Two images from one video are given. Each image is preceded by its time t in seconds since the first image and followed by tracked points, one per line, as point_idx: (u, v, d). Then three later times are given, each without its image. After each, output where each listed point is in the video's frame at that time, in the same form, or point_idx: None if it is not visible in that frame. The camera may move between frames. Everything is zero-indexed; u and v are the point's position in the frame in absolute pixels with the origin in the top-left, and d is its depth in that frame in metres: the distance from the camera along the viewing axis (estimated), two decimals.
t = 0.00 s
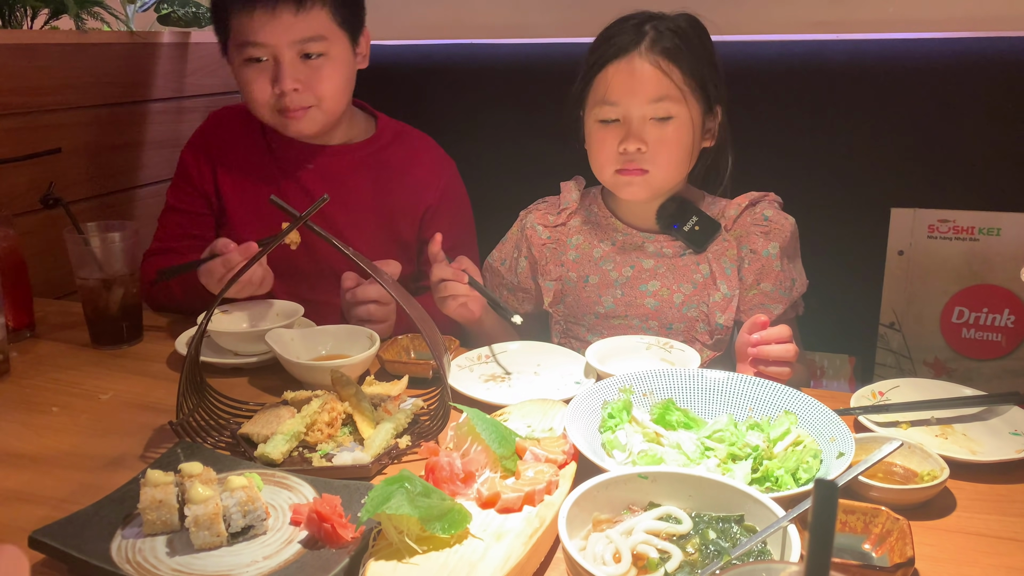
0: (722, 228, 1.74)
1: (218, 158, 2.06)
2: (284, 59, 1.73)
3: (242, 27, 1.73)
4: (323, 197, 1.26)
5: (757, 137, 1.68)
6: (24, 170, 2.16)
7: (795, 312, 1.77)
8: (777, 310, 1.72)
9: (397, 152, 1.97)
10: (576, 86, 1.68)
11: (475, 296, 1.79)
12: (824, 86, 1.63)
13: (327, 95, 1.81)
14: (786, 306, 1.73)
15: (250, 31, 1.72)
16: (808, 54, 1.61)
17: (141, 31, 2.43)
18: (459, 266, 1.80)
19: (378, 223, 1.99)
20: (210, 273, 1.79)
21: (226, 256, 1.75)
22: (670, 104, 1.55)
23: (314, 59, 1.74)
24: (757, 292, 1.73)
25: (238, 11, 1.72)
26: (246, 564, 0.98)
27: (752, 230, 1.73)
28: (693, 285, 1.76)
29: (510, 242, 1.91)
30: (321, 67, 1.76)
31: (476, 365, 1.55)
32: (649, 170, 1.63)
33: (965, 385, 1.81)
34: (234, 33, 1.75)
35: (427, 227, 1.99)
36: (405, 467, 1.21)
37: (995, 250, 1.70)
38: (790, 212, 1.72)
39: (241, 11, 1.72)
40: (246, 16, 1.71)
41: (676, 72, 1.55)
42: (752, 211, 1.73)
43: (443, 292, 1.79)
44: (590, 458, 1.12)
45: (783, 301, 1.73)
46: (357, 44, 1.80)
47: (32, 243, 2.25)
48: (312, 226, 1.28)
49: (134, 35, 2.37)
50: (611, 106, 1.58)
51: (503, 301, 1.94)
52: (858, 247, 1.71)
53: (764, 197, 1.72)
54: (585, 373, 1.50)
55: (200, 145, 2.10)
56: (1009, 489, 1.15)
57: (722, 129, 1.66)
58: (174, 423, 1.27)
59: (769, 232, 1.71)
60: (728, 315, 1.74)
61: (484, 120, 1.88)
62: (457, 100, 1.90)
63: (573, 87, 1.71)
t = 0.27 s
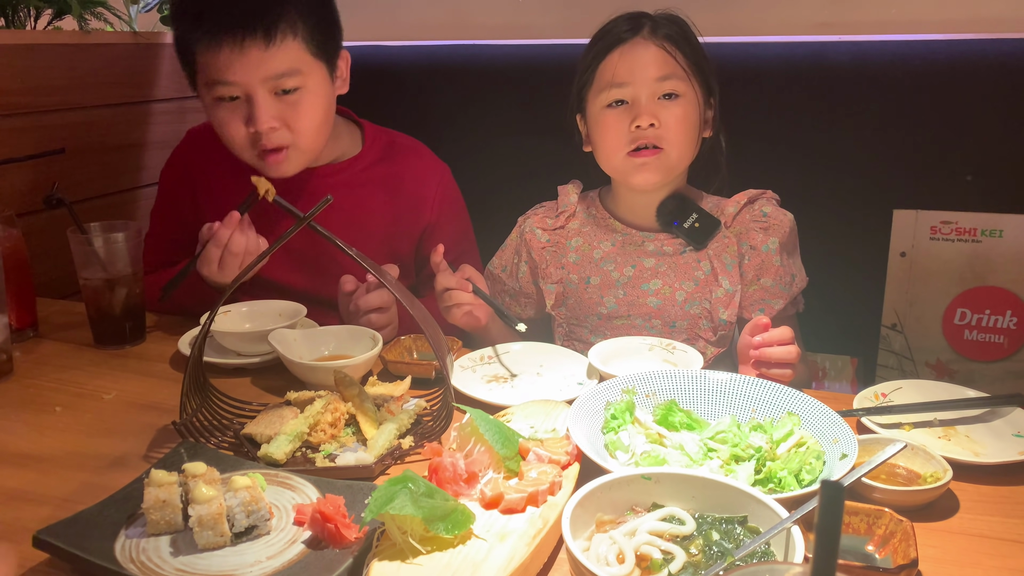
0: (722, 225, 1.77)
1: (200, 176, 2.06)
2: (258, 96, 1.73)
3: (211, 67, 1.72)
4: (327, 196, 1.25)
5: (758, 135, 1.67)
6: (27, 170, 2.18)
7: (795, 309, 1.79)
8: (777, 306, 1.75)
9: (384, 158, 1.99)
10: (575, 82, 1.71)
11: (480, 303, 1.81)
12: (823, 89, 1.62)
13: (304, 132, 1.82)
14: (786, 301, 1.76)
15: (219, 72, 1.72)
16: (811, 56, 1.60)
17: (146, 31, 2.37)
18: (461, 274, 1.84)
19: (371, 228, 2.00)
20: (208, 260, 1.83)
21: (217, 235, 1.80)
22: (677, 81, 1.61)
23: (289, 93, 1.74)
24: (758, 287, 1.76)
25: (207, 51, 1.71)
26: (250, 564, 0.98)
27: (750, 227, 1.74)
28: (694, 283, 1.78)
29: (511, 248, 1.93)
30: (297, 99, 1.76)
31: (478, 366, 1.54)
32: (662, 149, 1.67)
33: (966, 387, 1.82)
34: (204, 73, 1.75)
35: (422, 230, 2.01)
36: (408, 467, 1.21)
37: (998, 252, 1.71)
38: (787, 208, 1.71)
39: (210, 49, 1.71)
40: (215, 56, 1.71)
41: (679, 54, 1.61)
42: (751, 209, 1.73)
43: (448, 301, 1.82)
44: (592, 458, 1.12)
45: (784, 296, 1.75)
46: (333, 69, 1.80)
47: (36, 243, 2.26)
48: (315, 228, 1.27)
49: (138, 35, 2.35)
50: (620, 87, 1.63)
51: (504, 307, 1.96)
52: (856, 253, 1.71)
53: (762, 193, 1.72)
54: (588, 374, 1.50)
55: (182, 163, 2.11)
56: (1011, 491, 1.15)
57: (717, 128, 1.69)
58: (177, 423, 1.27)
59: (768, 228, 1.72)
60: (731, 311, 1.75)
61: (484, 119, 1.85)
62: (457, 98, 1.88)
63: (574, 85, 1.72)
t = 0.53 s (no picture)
0: (724, 223, 1.73)
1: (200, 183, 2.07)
2: (242, 108, 1.64)
3: (191, 80, 1.65)
4: (329, 197, 1.25)
5: (760, 135, 1.68)
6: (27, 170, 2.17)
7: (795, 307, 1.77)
8: (777, 302, 1.71)
9: (384, 165, 1.99)
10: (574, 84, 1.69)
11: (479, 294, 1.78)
12: (824, 91, 1.63)
13: (292, 140, 1.74)
14: (786, 297, 1.72)
15: (200, 84, 1.64)
16: (813, 59, 1.62)
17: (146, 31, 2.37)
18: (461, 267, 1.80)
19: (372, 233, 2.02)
20: (207, 259, 1.73)
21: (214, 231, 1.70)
22: (673, 82, 1.56)
23: (275, 103, 1.66)
24: (757, 284, 1.71)
25: (185, 64, 1.63)
26: (250, 565, 0.98)
27: (751, 225, 1.71)
28: (698, 281, 1.75)
29: (511, 250, 1.91)
30: (283, 110, 1.68)
31: (479, 366, 1.54)
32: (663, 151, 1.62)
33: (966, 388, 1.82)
34: (186, 85, 1.67)
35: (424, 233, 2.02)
36: (409, 467, 1.21)
37: (997, 253, 1.69)
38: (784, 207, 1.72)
39: (188, 61, 1.63)
40: (195, 67, 1.62)
41: (676, 55, 1.56)
42: (751, 207, 1.71)
43: (445, 291, 1.78)
44: (593, 459, 1.11)
45: (783, 292, 1.71)
46: (319, 78, 1.75)
47: (36, 244, 2.26)
48: (316, 227, 1.27)
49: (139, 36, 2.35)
50: (617, 91, 1.58)
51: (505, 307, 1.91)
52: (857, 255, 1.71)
53: (761, 193, 1.71)
54: (588, 374, 1.50)
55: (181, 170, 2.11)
56: (1013, 492, 1.15)
57: (714, 131, 1.68)
58: (177, 423, 1.27)
59: (768, 225, 1.69)
60: (735, 307, 1.71)
61: (487, 118, 1.87)
62: (459, 98, 1.88)
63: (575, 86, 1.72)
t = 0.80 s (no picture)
0: (721, 223, 1.75)
1: (197, 183, 2.06)
2: (233, 119, 1.62)
3: (182, 94, 1.63)
4: (328, 197, 1.25)
5: (758, 135, 1.67)
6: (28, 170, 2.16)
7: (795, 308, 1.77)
8: (774, 300, 1.73)
9: (386, 165, 2.01)
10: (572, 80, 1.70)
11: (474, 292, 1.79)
12: (827, 93, 1.61)
13: (288, 144, 1.73)
14: (783, 296, 1.74)
15: (190, 99, 1.62)
16: (813, 57, 1.60)
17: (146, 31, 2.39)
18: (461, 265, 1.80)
19: (373, 233, 2.03)
20: (214, 254, 1.73)
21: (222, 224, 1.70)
22: (670, 76, 1.60)
23: (267, 112, 1.63)
24: (756, 282, 1.74)
25: (174, 78, 1.61)
26: (248, 567, 0.97)
27: (748, 225, 1.73)
28: (697, 281, 1.77)
29: (508, 253, 1.92)
30: (275, 117, 1.66)
31: (479, 368, 1.54)
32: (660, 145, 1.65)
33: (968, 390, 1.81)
34: (178, 99, 1.65)
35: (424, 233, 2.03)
36: (408, 469, 1.20)
37: (999, 255, 1.69)
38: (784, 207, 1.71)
39: (177, 77, 1.60)
40: (183, 82, 1.60)
41: (672, 53, 1.60)
42: (747, 207, 1.72)
43: (442, 288, 1.79)
44: (593, 462, 1.11)
45: (782, 291, 1.73)
46: (310, 78, 1.72)
47: (35, 243, 2.25)
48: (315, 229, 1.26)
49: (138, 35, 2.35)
50: (614, 85, 1.62)
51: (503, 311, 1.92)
52: (862, 257, 1.70)
53: (756, 192, 1.72)
54: (588, 376, 1.49)
55: (177, 170, 2.10)
56: (1015, 496, 1.14)
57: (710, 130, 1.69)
58: (175, 425, 1.26)
59: (764, 224, 1.71)
60: (734, 307, 1.74)
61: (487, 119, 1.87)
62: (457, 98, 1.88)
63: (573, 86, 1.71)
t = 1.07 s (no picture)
0: (714, 227, 1.75)
1: (193, 181, 2.05)
2: (233, 118, 1.62)
3: (180, 93, 1.62)
4: (328, 199, 1.24)
5: (758, 136, 1.66)
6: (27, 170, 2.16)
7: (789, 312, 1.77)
8: (768, 307, 1.74)
9: (384, 165, 2.00)
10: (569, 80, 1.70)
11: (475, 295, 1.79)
12: (829, 93, 1.61)
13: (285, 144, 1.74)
14: (778, 302, 1.75)
15: (189, 98, 1.61)
16: (818, 58, 1.59)
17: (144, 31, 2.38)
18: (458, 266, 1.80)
19: (371, 234, 2.02)
20: (202, 274, 1.74)
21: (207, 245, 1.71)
22: (659, 75, 1.61)
23: (266, 112, 1.64)
24: (750, 289, 1.74)
25: (172, 77, 1.60)
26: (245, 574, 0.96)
27: (742, 230, 1.72)
28: (686, 285, 1.77)
29: (503, 253, 1.94)
30: (274, 116, 1.67)
31: (479, 371, 1.53)
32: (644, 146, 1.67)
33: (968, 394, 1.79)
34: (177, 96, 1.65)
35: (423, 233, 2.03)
36: (407, 474, 1.19)
37: (1000, 256, 1.68)
38: (778, 211, 1.70)
39: (175, 74, 1.59)
40: (182, 81, 1.60)
41: (665, 55, 1.60)
42: (742, 211, 1.72)
43: (441, 290, 1.79)
44: (594, 467, 1.10)
45: (777, 297, 1.74)
46: (310, 76, 1.71)
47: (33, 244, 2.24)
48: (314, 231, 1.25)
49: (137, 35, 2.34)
50: (603, 83, 1.63)
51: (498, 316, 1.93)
52: (863, 258, 1.69)
53: (752, 198, 1.71)
54: (589, 380, 1.48)
55: (173, 169, 2.09)
56: (1019, 503, 1.13)
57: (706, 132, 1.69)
58: (172, 428, 1.25)
59: (759, 230, 1.71)
60: (721, 312, 1.75)
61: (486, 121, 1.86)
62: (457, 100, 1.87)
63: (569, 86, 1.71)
